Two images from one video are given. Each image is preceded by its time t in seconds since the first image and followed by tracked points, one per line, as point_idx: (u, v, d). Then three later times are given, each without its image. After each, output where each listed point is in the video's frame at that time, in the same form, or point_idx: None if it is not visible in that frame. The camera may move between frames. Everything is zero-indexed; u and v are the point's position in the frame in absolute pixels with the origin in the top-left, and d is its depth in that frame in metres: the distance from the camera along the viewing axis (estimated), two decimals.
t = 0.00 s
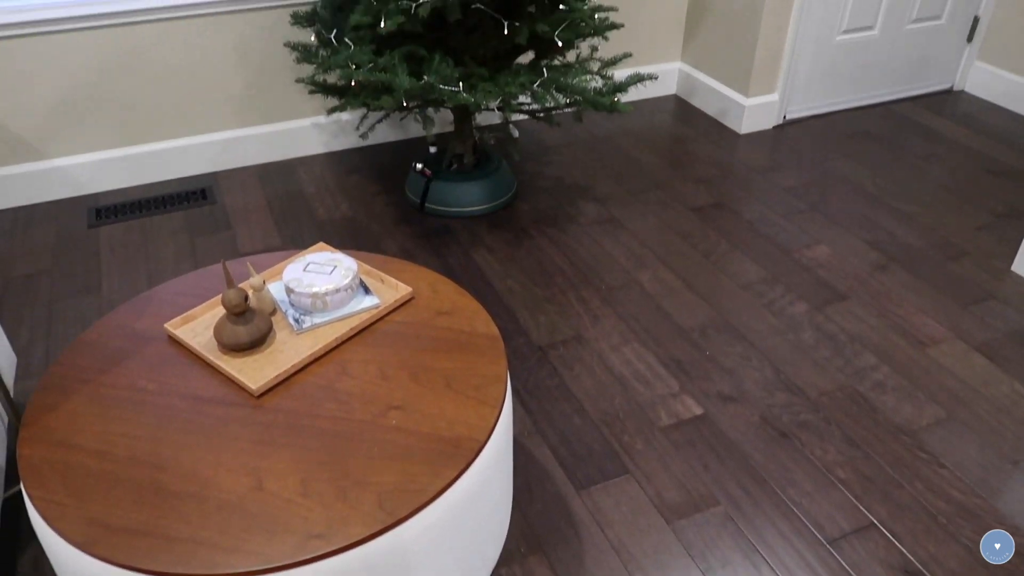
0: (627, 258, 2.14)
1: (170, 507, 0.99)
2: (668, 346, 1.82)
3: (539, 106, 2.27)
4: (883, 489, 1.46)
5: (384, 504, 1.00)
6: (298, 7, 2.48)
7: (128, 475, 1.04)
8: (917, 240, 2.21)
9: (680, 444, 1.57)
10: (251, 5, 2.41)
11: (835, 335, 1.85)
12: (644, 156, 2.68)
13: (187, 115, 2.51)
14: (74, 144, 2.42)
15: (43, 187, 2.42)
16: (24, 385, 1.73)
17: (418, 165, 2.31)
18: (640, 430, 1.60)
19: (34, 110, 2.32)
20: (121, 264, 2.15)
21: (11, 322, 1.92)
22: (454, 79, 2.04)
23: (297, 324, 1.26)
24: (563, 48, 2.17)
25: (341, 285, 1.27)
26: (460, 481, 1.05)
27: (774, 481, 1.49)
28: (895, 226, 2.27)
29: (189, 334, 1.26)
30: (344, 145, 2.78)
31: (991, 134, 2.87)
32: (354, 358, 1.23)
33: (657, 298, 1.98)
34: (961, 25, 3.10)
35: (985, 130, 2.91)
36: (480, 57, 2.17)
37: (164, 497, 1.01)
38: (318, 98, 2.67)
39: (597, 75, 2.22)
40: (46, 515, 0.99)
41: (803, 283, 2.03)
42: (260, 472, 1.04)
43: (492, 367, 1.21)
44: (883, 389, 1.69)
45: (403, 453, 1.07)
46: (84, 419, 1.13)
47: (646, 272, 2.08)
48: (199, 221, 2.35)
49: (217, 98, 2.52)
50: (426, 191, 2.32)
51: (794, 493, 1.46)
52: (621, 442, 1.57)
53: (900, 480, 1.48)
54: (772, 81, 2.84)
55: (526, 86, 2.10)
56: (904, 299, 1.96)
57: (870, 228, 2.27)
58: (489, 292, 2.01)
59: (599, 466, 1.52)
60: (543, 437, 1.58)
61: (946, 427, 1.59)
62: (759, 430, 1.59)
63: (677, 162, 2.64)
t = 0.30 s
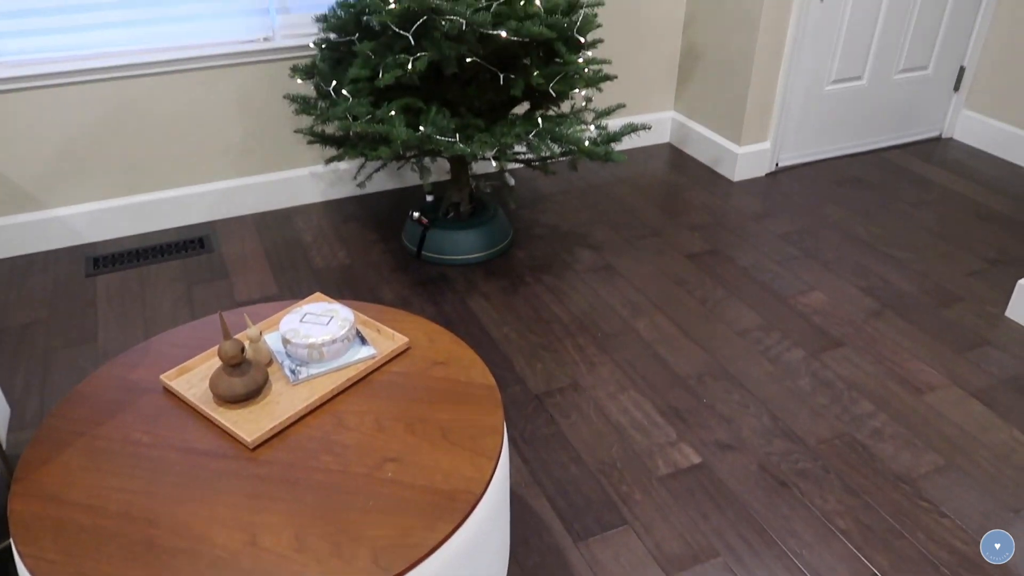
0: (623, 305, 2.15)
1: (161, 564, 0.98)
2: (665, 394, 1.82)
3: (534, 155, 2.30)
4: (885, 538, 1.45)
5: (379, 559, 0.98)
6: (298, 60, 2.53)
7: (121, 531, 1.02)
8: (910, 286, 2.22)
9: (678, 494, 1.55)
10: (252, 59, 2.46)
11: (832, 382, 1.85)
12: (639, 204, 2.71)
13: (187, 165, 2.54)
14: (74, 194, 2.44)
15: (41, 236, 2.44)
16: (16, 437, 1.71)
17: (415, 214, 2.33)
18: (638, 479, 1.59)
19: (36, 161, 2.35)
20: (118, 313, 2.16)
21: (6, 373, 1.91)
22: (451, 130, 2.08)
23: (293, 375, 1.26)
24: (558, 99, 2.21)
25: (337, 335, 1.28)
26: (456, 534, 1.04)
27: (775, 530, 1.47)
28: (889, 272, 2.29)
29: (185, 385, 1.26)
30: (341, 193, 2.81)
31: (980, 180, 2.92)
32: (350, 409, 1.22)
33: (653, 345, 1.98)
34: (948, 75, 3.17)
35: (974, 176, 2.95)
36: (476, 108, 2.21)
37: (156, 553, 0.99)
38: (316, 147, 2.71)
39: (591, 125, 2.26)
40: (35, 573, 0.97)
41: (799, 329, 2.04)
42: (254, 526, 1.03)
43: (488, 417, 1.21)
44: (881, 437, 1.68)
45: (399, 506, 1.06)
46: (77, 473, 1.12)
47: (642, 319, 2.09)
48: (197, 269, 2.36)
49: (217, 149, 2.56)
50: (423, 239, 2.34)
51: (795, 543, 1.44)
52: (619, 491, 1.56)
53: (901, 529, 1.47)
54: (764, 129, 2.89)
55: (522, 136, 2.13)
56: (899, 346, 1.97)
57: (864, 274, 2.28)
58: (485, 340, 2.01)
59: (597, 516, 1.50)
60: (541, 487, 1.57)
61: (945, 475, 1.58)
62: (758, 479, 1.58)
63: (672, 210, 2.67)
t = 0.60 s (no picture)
0: (620, 338, 2.15)
1: None
2: (664, 428, 1.81)
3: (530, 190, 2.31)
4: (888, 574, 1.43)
5: None
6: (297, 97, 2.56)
7: None
8: (907, 317, 2.23)
9: (678, 530, 1.54)
10: (251, 96, 2.49)
11: (830, 415, 1.84)
12: (635, 236, 2.72)
13: (184, 201, 2.56)
14: (72, 231, 2.45)
15: (38, 273, 2.44)
16: (10, 477, 1.70)
17: (412, 248, 2.34)
18: (637, 515, 1.57)
19: (35, 198, 2.36)
20: (113, 350, 2.15)
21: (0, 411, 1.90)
22: (448, 166, 2.09)
23: (289, 413, 1.26)
24: (553, 134, 2.23)
25: (334, 373, 1.27)
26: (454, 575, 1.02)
27: (776, 567, 1.45)
28: (885, 303, 2.30)
29: (181, 425, 1.25)
30: (339, 228, 2.82)
31: (973, 211, 2.94)
32: (346, 448, 1.21)
33: (651, 379, 1.98)
34: (939, 107, 3.21)
35: (967, 207, 2.98)
36: (473, 143, 2.23)
37: None
38: (314, 183, 2.72)
39: (587, 160, 2.28)
40: None
41: (797, 361, 2.04)
42: (249, 569, 1.01)
43: (486, 455, 1.20)
44: (882, 470, 1.67)
45: (396, 547, 1.04)
46: (69, 516, 1.10)
47: (640, 352, 2.09)
48: (193, 305, 2.36)
49: (214, 185, 2.57)
50: (420, 274, 2.34)
51: None
52: (618, 527, 1.54)
53: (904, 565, 1.45)
54: (758, 162, 2.92)
55: (518, 171, 2.15)
56: (897, 377, 1.97)
57: (861, 306, 2.29)
58: (483, 374, 2.00)
59: (597, 553, 1.49)
60: (539, 523, 1.55)
61: (947, 508, 1.57)
62: (758, 513, 1.57)
63: (668, 242, 2.68)
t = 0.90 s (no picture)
0: (622, 359, 2.14)
1: None
2: (667, 449, 1.80)
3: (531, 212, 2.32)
4: None
5: None
6: (298, 121, 2.58)
7: None
8: (909, 335, 2.23)
9: (682, 553, 1.52)
10: (253, 121, 2.51)
11: (834, 434, 1.83)
12: (635, 256, 2.72)
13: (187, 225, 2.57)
14: (75, 257, 2.46)
15: (40, 298, 2.44)
16: (11, 505, 1.69)
17: (414, 271, 2.34)
18: (641, 538, 1.56)
19: (39, 224, 2.38)
20: (116, 375, 2.15)
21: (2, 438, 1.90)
22: (448, 189, 2.10)
23: (290, 440, 1.25)
24: (553, 156, 2.24)
25: (335, 399, 1.27)
26: None
27: None
28: (887, 322, 2.29)
29: (182, 452, 1.25)
30: (340, 251, 2.83)
31: (973, 228, 2.95)
32: (348, 475, 1.21)
33: (654, 400, 1.97)
34: (937, 125, 3.23)
35: (967, 224, 2.98)
36: (473, 166, 2.25)
37: None
38: (315, 206, 2.74)
39: (587, 181, 2.29)
40: None
41: (799, 381, 2.03)
42: None
43: (487, 481, 1.20)
44: (887, 490, 1.66)
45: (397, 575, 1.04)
46: (69, 546, 1.10)
47: (642, 373, 2.08)
48: (195, 329, 2.36)
49: (216, 209, 2.59)
50: (421, 296, 2.35)
51: None
52: (622, 551, 1.53)
53: None
54: (757, 181, 2.93)
55: (518, 194, 2.16)
56: (900, 396, 1.96)
57: (862, 324, 2.29)
58: (484, 397, 2.00)
59: None
60: (542, 548, 1.54)
61: (953, 529, 1.56)
62: (763, 536, 1.56)
63: (669, 262, 2.69)
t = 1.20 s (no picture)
0: (629, 389, 2.14)
1: None
2: (674, 480, 1.79)
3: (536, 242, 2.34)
4: None
5: None
6: (305, 154, 2.61)
7: None
8: (916, 363, 2.22)
9: None
10: (261, 154, 2.54)
11: (843, 464, 1.82)
12: (641, 285, 2.73)
13: (195, 257, 2.59)
14: (84, 290, 2.48)
15: (50, 332, 2.46)
16: (18, 541, 1.69)
17: (420, 302, 2.35)
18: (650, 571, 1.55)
19: (49, 258, 2.40)
20: (123, 408, 2.16)
21: (10, 473, 1.91)
22: (453, 221, 2.12)
23: (297, 474, 1.26)
24: (557, 187, 2.26)
25: (341, 433, 1.28)
26: None
27: None
28: (894, 349, 2.29)
29: (189, 488, 1.25)
30: (347, 281, 2.84)
31: (979, 253, 2.95)
32: (355, 509, 1.21)
33: (660, 430, 1.97)
34: (940, 152, 3.25)
35: (972, 250, 2.98)
36: (477, 197, 2.27)
37: None
38: (322, 238, 2.76)
39: (591, 211, 2.31)
40: None
41: (807, 410, 2.02)
42: None
43: (494, 515, 1.19)
44: (897, 521, 1.65)
45: None
46: None
47: (648, 403, 2.08)
48: (202, 362, 2.37)
49: (224, 241, 2.61)
50: (427, 327, 2.35)
51: None
52: None
53: None
54: (761, 209, 2.94)
55: (523, 225, 2.18)
56: (909, 424, 1.95)
57: (869, 352, 2.28)
58: (491, 428, 2.00)
59: None
60: None
61: (965, 561, 1.54)
62: (773, 569, 1.54)
63: (674, 291, 2.69)
